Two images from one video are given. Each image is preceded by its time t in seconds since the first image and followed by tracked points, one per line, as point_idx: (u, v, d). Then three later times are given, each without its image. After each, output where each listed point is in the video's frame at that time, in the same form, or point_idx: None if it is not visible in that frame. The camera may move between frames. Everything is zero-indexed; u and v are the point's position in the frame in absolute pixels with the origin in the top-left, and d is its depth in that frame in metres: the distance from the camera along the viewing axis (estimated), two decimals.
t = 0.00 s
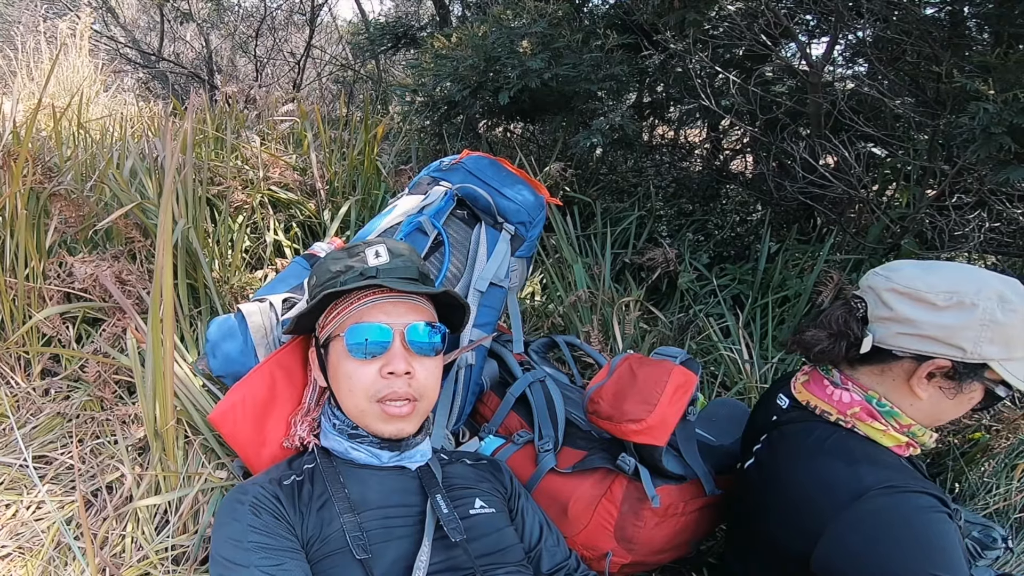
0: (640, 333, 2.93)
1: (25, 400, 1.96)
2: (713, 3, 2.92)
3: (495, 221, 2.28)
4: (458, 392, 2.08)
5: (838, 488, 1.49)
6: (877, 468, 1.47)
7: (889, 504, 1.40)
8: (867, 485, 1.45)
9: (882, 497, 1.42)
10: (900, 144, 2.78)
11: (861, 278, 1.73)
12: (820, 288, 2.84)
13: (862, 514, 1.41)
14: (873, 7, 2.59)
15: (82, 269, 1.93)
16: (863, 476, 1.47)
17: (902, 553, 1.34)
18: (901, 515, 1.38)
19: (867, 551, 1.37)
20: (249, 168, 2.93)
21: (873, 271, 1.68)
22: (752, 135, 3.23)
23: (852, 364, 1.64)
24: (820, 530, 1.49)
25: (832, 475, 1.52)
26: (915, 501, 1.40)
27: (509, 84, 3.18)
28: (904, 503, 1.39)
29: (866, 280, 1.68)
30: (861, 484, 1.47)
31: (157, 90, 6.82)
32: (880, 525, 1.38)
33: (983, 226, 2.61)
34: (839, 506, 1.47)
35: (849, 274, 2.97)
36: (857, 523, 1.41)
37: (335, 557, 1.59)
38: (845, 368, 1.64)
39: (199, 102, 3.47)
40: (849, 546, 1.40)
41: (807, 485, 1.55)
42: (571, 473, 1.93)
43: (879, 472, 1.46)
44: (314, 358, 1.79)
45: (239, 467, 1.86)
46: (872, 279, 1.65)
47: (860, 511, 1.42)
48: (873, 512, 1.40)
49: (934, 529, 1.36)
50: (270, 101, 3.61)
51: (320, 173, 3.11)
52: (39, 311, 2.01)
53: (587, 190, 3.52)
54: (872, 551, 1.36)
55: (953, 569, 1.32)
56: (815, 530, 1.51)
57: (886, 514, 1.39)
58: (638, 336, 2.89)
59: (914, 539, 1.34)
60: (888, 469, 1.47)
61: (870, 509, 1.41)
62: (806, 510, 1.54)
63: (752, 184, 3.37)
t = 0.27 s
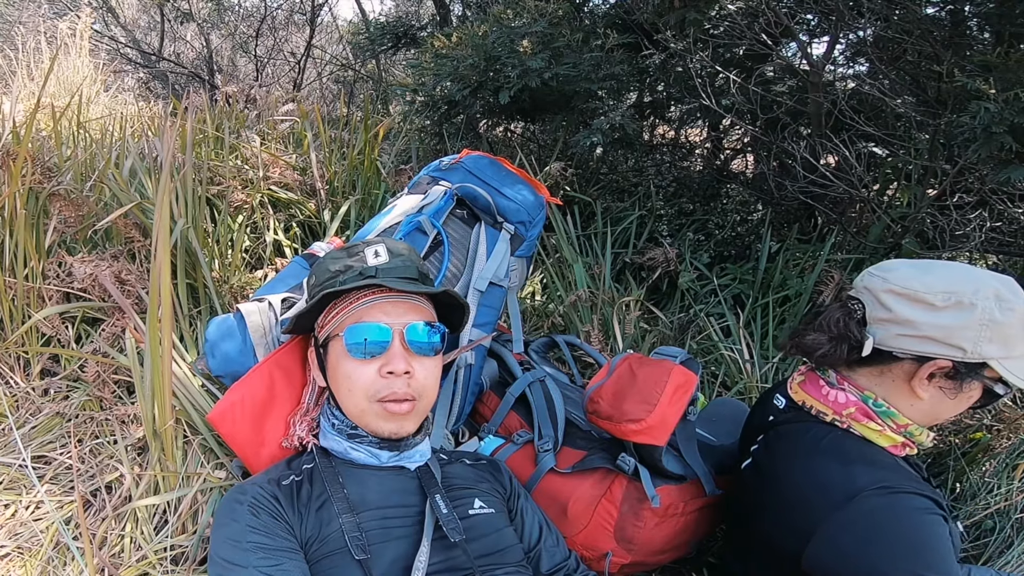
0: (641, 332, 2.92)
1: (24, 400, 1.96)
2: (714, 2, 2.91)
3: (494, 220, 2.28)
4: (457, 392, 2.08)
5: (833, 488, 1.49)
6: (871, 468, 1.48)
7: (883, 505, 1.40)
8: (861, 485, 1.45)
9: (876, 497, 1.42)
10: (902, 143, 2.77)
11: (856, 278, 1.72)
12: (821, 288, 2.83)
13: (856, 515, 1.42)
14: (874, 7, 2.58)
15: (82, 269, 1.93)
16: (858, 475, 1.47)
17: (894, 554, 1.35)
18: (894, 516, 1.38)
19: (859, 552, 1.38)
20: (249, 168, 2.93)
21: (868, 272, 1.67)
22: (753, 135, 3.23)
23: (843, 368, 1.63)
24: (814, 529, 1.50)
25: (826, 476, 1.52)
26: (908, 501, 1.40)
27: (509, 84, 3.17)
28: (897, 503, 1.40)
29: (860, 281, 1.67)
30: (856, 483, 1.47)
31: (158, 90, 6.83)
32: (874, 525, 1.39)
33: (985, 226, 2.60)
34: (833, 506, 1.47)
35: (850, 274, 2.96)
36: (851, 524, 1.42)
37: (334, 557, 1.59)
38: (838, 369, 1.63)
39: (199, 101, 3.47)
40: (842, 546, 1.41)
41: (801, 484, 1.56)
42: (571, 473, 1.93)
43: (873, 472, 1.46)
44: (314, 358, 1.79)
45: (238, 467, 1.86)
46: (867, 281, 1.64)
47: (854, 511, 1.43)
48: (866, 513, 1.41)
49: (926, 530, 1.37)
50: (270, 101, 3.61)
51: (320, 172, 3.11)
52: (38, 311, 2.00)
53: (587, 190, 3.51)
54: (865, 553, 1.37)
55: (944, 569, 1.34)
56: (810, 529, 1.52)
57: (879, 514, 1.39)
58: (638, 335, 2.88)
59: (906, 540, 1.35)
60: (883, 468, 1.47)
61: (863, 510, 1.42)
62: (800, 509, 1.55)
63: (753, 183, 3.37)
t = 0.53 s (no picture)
0: (642, 332, 2.92)
1: (26, 400, 1.96)
2: (714, 2, 2.91)
3: (495, 221, 2.28)
4: (458, 392, 2.08)
5: (836, 473, 1.52)
6: (875, 455, 1.50)
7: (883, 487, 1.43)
8: (864, 469, 1.48)
9: (876, 481, 1.45)
10: (902, 143, 2.77)
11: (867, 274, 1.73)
12: (822, 287, 2.84)
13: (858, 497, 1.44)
14: (874, 7, 2.58)
15: (83, 269, 1.93)
16: (859, 461, 1.50)
17: (895, 532, 1.36)
18: (898, 496, 1.40)
19: (859, 532, 1.40)
20: (250, 168, 2.93)
21: (879, 269, 1.68)
22: (753, 135, 3.23)
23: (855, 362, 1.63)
24: (814, 515, 1.52)
25: (830, 461, 1.54)
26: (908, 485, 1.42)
27: (509, 84, 3.18)
28: (898, 486, 1.42)
29: (872, 278, 1.68)
30: (857, 469, 1.50)
31: (158, 90, 6.83)
32: (873, 506, 1.41)
33: (985, 226, 2.61)
34: (834, 491, 1.50)
35: (850, 274, 2.96)
36: (851, 506, 1.44)
37: (335, 556, 1.59)
38: (848, 363, 1.65)
39: (200, 102, 3.47)
40: (842, 527, 1.43)
41: (804, 471, 1.58)
42: (571, 473, 1.93)
43: (877, 458, 1.49)
44: (315, 358, 1.79)
45: (239, 466, 1.86)
46: (878, 277, 1.65)
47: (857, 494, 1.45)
48: (870, 495, 1.43)
49: (927, 511, 1.37)
50: (271, 102, 3.62)
51: (321, 173, 3.11)
52: (40, 311, 2.01)
53: (588, 190, 3.51)
54: (867, 531, 1.39)
55: (945, 551, 1.33)
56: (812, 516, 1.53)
57: (879, 496, 1.42)
58: (639, 335, 2.88)
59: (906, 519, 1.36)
60: (886, 456, 1.50)
61: (866, 492, 1.44)
62: (801, 496, 1.56)
63: (753, 184, 3.37)
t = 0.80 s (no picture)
0: (643, 333, 2.92)
1: (27, 401, 1.95)
2: (715, 2, 2.91)
3: (497, 221, 2.28)
4: (460, 393, 2.08)
5: (835, 467, 1.53)
6: (874, 451, 1.51)
7: (883, 483, 1.44)
8: (864, 464, 1.49)
9: (875, 477, 1.46)
10: (904, 144, 2.77)
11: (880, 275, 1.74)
12: (824, 288, 2.83)
13: (857, 491, 1.46)
14: (876, 7, 2.58)
15: (84, 269, 1.92)
16: (859, 457, 1.51)
17: (891, 525, 1.37)
18: (897, 492, 1.42)
19: (855, 524, 1.41)
20: (252, 169, 2.93)
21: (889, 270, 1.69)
22: (755, 135, 3.22)
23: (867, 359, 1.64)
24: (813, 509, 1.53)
25: (829, 456, 1.56)
26: (906, 482, 1.44)
27: (511, 84, 3.17)
28: (896, 482, 1.43)
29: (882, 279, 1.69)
30: (856, 464, 1.51)
31: (159, 90, 6.83)
32: (872, 501, 1.42)
33: (988, 226, 2.61)
34: (833, 484, 1.51)
35: (852, 274, 2.96)
36: (849, 500, 1.46)
37: (337, 558, 1.58)
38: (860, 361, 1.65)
39: (201, 102, 3.47)
40: (838, 520, 1.45)
41: (803, 465, 1.59)
42: (574, 474, 1.92)
43: (876, 454, 1.50)
44: (317, 358, 1.79)
45: (241, 467, 1.86)
46: (888, 277, 1.66)
47: (855, 487, 1.47)
48: (868, 490, 1.44)
49: (924, 508, 1.39)
50: (272, 102, 3.61)
51: (322, 173, 3.11)
52: (41, 312, 2.00)
53: (590, 190, 3.51)
54: (863, 524, 1.40)
55: (939, 546, 1.35)
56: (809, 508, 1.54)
57: (878, 492, 1.43)
58: (641, 335, 2.88)
59: (903, 514, 1.38)
60: (886, 452, 1.51)
61: (865, 486, 1.45)
62: (799, 490, 1.57)
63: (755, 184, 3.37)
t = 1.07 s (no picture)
0: (643, 333, 2.92)
1: (27, 400, 1.96)
2: (716, 2, 2.91)
3: (496, 221, 2.28)
4: (459, 393, 2.08)
5: (819, 465, 1.54)
6: (857, 449, 1.52)
7: (867, 477, 1.45)
8: (846, 460, 1.50)
9: (858, 473, 1.47)
10: (905, 143, 2.77)
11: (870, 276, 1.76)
12: (824, 288, 2.83)
13: (839, 486, 1.46)
14: (876, 7, 2.57)
15: (84, 269, 1.93)
16: (841, 454, 1.52)
17: (875, 515, 1.37)
18: (879, 485, 1.42)
19: (840, 518, 1.41)
20: (252, 169, 2.94)
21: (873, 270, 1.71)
22: (755, 135, 3.21)
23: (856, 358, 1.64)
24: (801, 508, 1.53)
25: (812, 455, 1.56)
26: (891, 474, 1.44)
27: (511, 84, 3.17)
28: (880, 475, 1.44)
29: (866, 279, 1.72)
30: (840, 461, 1.52)
31: (160, 90, 6.84)
32: (859, 494, 1.42)
33: (989, 226, 2.60)
34: (818, 482, 1.51)
35: (852, 274, 2.96)
36: (835, 496, 1.46)
37: (336, 557, 1.59)
38: (842, 360, 1.67)
39: (201, 102, 3.47)
40: (828, 516, 1.44)
41: (788, 464, 1.60)
42: (572, 473, 1.92)
43: (859, 452, 1.51)
44: (315, 358, 1.79)
45: (240, 467, 1.86)
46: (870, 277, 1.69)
47: (838, 484, 1.47)
48: (851, 484, 1.45)
49: (911, 496, 1.39)
50: (273, 102, 3.62)
51: (322, 173, 3.11)
52: (41, 311, 2.01)
53: (590, 190, 3.51)
54: (847, 517, 1.40)
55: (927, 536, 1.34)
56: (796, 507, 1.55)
57: (863, 485, 1.43)
58: (641, 335, 2.88)
59: (892, 504, 1.37)
60: (869, 450, 1.52)
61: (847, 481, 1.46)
62: (787, 489, 1.58)
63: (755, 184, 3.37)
